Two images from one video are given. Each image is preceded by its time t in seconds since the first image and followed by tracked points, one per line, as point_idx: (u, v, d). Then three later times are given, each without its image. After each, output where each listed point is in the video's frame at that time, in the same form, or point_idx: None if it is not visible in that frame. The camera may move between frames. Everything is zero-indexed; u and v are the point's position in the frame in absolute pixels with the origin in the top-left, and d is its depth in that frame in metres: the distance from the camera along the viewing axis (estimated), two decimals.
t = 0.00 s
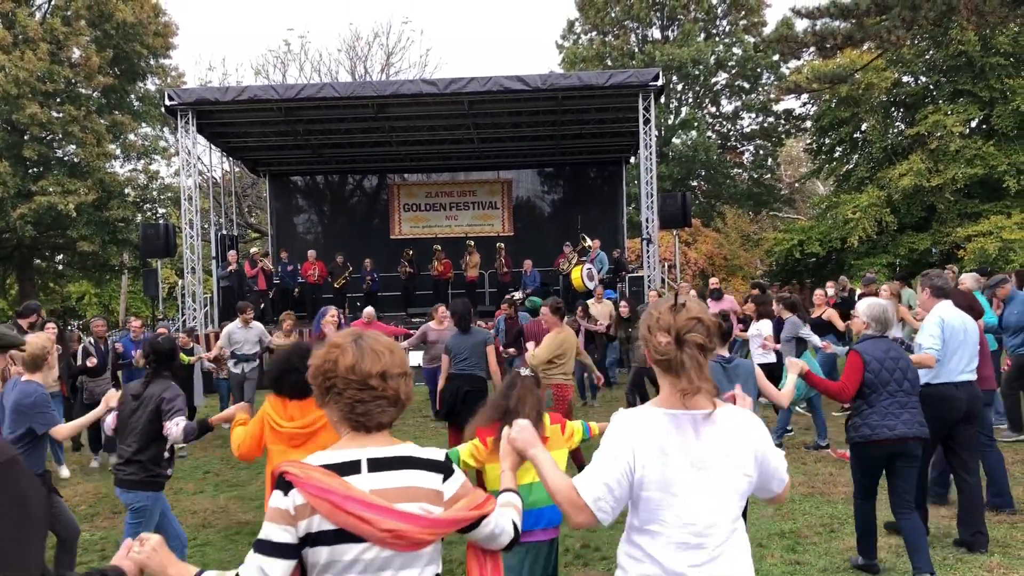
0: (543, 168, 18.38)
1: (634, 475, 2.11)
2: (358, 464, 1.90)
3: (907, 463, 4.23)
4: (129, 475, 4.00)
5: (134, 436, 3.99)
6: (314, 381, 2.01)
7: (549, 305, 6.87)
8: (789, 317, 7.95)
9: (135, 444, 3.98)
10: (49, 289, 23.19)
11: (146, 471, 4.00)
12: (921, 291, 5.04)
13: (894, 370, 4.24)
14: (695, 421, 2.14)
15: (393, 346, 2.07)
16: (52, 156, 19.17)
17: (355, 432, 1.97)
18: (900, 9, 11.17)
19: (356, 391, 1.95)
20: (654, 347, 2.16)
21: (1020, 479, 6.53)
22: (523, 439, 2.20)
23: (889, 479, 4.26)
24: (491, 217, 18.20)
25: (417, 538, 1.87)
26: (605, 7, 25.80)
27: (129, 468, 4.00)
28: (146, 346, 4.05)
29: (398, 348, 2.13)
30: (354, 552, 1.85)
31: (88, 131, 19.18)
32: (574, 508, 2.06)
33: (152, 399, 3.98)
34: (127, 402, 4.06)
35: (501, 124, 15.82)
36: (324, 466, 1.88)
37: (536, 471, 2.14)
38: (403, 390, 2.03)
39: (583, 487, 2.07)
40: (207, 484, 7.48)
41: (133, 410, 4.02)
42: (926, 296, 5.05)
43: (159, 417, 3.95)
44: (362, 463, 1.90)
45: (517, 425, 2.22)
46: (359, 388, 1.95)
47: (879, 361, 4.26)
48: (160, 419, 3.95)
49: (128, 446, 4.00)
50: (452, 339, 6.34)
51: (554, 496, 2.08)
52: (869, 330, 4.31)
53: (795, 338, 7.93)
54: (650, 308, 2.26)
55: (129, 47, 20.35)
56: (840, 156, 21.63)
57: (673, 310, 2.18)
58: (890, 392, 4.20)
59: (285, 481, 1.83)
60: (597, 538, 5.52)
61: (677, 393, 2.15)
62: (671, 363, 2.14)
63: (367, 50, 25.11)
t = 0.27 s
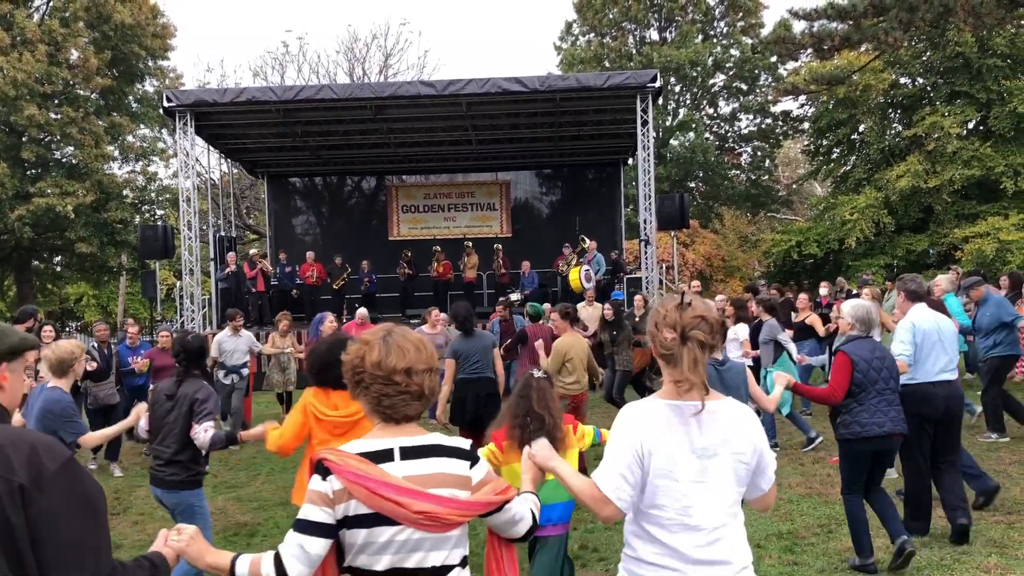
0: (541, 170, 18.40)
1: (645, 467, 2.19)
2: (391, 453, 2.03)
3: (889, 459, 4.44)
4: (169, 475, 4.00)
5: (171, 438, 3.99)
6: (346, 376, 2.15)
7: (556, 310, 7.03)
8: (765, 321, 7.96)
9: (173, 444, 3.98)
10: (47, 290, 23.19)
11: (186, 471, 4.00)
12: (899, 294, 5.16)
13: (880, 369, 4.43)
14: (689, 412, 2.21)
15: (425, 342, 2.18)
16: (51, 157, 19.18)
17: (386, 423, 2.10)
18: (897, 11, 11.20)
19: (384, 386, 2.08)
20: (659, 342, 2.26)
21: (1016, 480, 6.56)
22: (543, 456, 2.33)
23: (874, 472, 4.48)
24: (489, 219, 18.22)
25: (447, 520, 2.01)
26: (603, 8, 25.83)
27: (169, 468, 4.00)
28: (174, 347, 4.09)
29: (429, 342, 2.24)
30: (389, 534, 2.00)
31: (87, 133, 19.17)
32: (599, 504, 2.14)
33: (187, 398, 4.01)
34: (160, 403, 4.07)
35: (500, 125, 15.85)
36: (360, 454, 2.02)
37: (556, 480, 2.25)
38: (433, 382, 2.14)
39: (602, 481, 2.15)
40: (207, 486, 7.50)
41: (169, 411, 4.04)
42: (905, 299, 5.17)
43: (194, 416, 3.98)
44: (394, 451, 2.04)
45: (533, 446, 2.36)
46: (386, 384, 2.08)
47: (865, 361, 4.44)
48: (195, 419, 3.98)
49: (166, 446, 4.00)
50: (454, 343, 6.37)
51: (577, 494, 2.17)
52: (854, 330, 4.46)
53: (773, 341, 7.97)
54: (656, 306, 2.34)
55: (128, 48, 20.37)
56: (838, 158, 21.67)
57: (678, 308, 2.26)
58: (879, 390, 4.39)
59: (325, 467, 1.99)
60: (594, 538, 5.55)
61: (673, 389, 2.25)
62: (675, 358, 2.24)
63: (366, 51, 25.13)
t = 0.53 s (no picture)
0: (539, 170, 18.38)
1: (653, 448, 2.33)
2: (428, 439, 2.09)
3: (881, 445, 4.65)
4: (204, 469, 4.02)
5: (206, 433, 4.01)
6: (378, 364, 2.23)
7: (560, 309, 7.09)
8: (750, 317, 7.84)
9: (209, 441, 4.00)
10: (44, 291, 23.14)
11: (221, 464, 4.03)
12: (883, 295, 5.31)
13: (876, 359, 4.60)
14: (697, 402, 2.32)
15: (457, 333, 2.26)
16: (48, 158, 19.14)
17: (419, 410, 2.16)
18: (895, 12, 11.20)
19: (415, 373, 2.15)
20: (669, 338, 2.34)
21: (1014, 480, 6.56)
22: (551, 419, 2.41)
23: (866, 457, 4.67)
24: (487, 219, 18.21)
25: (483, 503, 2.07)
26: (601, 9, 25.81)
27: (206, 463, 4.02)
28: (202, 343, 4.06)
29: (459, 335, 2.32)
30: (427, 517, 2.05)
31: (84, 134, 19.13)
32: (604, 472, 2.25)
33: (220, 395, 4.01)
34: (193, 399, 4.06)
35: (497, 126, 15.85)
36: (398, 439, 2.08)
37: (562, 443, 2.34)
38: (464, 370, 2.21)
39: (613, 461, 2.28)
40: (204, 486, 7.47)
41: (201, 407, 4.04)
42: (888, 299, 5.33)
43: (230, 413, 3.99)
44: (431, 437, 2.09)
45: (540, 404, 2.43)
46: (414, 371, 2.15)
47: (864, 351, 4.60)
48: (232, 415, 4.00)
49: (202, 443, 4.01)
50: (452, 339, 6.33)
51: (585, 466, 2.26)
52: (854, 320, 4.61)
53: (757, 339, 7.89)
54: (665, 302, 2.41)
55: (125, 49, 20.34)
56: (836, 158, 21.67)
57: (686, 304, 2.33)
58: (875, 380, 4.57)
59: (364, 452, 2.05)
60: (593, 538, 5.54)
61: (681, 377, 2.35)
62: (682, 353, 2.32)
63: (364, 52, 25.11)
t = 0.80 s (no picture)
0: (539, 171, 18.38)
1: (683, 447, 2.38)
2: (461, 437, 2.12)
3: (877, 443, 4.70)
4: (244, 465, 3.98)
5: (246, 430, 3.98)
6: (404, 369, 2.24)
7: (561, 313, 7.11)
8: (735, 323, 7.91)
9: (252, 437, 3.97)
10: (44, 292, 23.14)
11: (262, 460, 4.00)
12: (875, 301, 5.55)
13: (874, 359, 4.64)
14: (725, 402, 2.39)
15: (484, 336, 2.25)
16: (48, 160, 19.15)
17: (449, 411, 2.17)
18: (894, 12, 11.20)
19: (438, 377, 2.16)
20: (693, 339, 2.44)
21: (1014, 480, 6.56)
22: (573, 439, 2.53)
23: (861, 455, 4.72)
24: (487, 220, 18.22)
25: (517, 497, 2.10)
26: (601, 9, 25.82)
27: (246, 460, 3.97)
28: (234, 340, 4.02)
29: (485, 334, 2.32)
30: (462, 512, 2.06)
31: (84, 135, 19.13)
32: (638, 471, 2.33)
33: (260, 390, 4.00)
34: (228, 396, 4.02)
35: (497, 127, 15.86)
36: (432, 438, 2.10)
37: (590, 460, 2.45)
38: (489, 372, 2.20)
39: (644, 456, 2.35)
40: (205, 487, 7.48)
41: (240, 405, 4.00)
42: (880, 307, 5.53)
43: (272, 408, 3.99)
44: (464, 435, 2.12)
45: (563, 429, 2.56)
46: (437, 374, 2.16)
47: (863, 352, 4.65)
48: (272, 410, 4.01)
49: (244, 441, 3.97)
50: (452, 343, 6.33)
51: (619, 470, 2.36)
52: (851, 321, 4.65)
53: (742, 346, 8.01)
54: (688, 308, 2.53)
55: (125, 50, 20.35)
56: (836, 159, 21.68)
57: (710, 308, 2.46)
58: (874, 379, 4.63)
59: (399, 451, 2.06)
60: (593, 539, 5.55)
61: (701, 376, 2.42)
62: (708, 353, 2.41)
63: (363, 53, 25.11)
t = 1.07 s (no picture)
0: (540, 172, 18.40)
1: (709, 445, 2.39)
2: (499, 431, 2.12)
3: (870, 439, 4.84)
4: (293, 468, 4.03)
5: (284, 431, 4.04)
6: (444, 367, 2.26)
7: (555, 309, 7.21)
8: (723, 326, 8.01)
9: (293, 436, 4.04)
10: (47, 295, 23.19)
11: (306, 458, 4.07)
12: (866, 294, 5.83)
13: (869, 359, 4.75)
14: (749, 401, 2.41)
15: (514, 335, 2.21)
16: (50, 162, 19.20)
17: (488, 406, 2.18)
18: (894, 13, 11.22)
19: (460, 373, 2.19)
20: (719, 338, 2.45)
21: (1015, 480, 6.58)
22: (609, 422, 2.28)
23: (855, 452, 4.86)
24: (488, 221, 18.26)
25: (554, 493, 2.09)
26: (601, 11, 25.85)
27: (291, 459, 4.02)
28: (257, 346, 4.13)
29: (523, 330, 2.28)
30: (502, 504, 2.07)
31: (86, 138, 19.17)
32: (668, 470, 2.27)
33: (291, 391, 4.13)
34: (260, 402, 4.12)
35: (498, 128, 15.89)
36: (471, 432, 2.11)
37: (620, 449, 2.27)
38: (509, 370, 2.16)
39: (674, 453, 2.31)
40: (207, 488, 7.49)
41: (273, 408, 4.10)
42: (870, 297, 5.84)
43: (302, 407, 4.11)
44: (503, 429, 2.12)
45: (594, 412, 2.30)
46: (459, 371, 2.19)
47: (858, 352, 4.73)
48: (303, 408, 4.11)
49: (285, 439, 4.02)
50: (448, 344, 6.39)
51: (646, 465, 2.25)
52: (844, 323, 4.76)
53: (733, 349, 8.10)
54: (712, 307, 2.54)
55: (126, 53, 20.39)
56: (836, 159, 21.67)
57: (737, 308, 2.47)
58: (869, 378, 4.76)
59: (441, 446, 2.08)
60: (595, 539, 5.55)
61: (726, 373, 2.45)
62: (733, 353, 2.43)
63: (364, 55, 25.14)
